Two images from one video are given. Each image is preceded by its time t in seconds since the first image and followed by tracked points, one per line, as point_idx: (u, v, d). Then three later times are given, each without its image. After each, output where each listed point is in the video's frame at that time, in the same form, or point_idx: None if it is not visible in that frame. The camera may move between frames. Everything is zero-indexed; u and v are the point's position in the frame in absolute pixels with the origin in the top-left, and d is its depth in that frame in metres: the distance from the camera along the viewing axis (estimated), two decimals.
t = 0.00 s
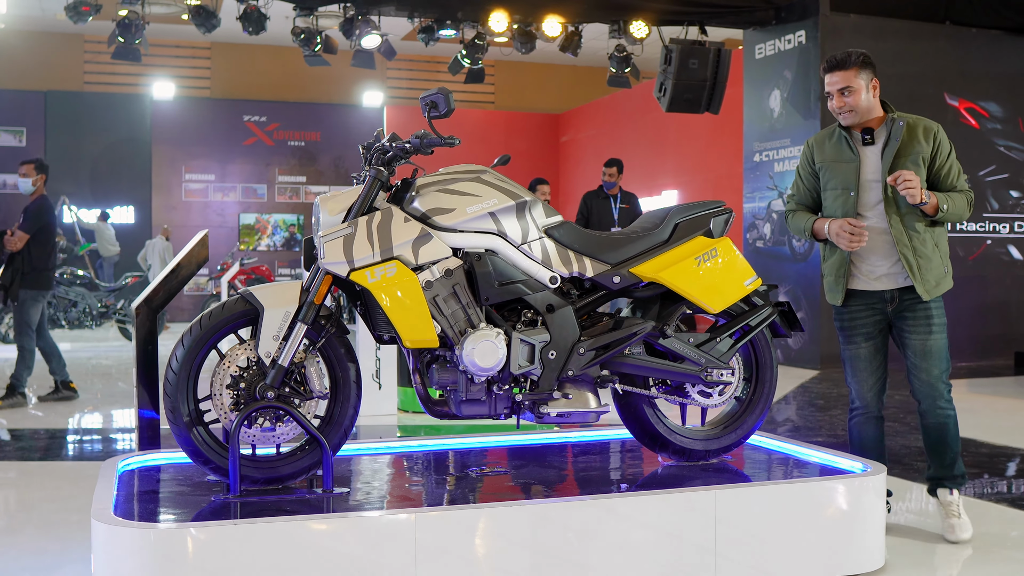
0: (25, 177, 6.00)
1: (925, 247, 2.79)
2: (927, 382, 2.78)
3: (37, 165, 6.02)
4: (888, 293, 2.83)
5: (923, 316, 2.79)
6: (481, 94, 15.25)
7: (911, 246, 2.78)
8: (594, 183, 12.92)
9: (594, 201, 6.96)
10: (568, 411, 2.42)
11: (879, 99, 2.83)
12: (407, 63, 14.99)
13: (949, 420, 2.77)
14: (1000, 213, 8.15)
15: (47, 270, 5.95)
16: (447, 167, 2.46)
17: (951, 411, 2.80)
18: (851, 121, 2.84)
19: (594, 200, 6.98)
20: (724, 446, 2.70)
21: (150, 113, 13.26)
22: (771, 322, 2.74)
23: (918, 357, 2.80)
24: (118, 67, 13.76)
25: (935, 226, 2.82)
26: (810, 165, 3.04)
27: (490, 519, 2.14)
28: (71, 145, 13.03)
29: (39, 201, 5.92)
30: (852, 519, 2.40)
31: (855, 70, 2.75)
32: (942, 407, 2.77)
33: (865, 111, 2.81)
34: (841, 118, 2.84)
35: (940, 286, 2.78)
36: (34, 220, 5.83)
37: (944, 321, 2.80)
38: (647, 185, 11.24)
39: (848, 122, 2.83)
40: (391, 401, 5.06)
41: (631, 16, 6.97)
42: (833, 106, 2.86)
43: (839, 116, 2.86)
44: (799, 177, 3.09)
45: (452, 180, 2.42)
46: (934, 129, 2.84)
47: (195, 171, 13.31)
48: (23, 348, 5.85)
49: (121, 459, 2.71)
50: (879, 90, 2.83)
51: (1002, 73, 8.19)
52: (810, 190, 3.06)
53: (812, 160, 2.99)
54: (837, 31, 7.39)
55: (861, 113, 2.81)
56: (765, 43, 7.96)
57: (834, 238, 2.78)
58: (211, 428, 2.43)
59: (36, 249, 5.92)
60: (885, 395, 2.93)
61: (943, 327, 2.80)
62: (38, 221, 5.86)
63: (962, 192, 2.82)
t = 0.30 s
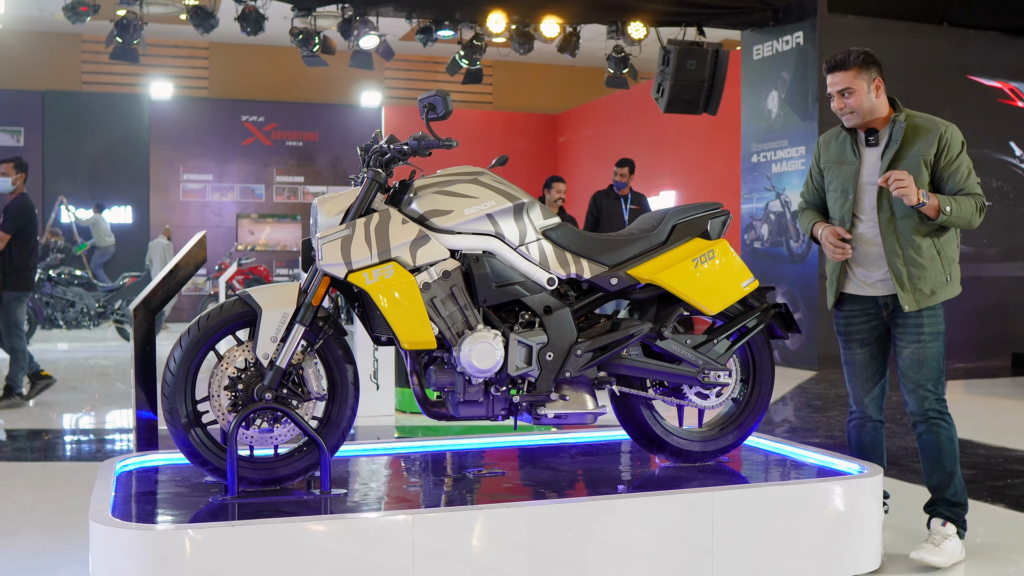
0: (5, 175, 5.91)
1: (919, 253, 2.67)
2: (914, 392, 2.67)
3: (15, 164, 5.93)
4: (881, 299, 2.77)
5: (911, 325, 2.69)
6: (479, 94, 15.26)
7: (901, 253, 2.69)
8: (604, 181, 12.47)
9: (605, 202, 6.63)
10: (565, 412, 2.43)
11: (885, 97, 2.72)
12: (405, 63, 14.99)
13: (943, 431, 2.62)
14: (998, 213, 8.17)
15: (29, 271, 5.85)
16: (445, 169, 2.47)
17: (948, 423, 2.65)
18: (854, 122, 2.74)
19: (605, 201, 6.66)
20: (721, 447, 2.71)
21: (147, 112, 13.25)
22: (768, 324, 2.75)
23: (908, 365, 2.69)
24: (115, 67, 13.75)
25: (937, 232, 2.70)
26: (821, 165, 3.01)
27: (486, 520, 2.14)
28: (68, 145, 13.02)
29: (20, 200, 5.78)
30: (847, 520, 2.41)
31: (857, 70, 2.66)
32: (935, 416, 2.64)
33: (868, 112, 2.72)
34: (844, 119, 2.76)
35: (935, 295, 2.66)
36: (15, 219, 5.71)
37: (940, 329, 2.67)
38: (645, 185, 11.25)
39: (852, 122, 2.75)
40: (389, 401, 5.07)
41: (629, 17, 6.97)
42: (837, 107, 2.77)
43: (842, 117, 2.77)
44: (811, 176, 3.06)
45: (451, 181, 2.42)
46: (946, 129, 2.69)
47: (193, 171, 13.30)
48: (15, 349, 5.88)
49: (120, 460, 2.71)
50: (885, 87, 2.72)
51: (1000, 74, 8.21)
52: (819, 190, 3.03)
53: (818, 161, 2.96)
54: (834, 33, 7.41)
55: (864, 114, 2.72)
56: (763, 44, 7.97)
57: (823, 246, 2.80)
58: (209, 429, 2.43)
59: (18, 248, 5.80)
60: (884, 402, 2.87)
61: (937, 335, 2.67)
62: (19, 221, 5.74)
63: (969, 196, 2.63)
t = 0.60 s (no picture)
0: None
1: (923, 257, 2.62)
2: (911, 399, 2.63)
3: None
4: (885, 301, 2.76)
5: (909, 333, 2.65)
6: (476, 94, 15.26)
7: (905, 257, 2.64)
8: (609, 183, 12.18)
9: (610, 203, 6.62)
10: (562, 413, 2.43)
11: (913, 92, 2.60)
12: (402, 63, 14.99)
13: (940, 441, 2.60)
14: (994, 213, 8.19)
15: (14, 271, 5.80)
16: (442, 170, 2.47)
17: (947, 432, 2.61)
18: (880, 116, 2.62)
19: (610, 202, 6.66)
20: (717, 448, 2.72)
21: (144, 112, 13.23)
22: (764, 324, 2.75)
23: (905, 372, 2.65)
24: (112, 67, 13.74)
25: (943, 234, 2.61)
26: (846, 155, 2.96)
27: (482, 522, 2.15)
28: (65, 146, 13.01)
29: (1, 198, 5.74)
30: (843, 521, 2.41)
31: (891, 63, 2.53)
32: (932, 425, 2.61)
33: (897, 107, 2.59)
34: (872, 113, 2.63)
35: (937, 303, 2.60)
36: None
37: (943, 335, 2.61)
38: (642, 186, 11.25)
39: (880, 117, 2.62)
40: (386, 402, 5.07)
41: (626, 18, 6.98)
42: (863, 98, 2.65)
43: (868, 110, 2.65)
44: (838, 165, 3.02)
45: (447, 183, 2.42)
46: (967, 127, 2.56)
47: (190, 171, 13.28)
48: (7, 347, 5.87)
49: (117, 462, 2.71)
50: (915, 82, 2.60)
51: (996, 75, 8.22)
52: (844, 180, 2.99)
53: (840, 152, 2.92)
54: (831, 34, 7.42)
55: (892, 109, 2.59)
56: (759, 44, 7.97)
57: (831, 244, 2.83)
58: (206, 430, 2.43)
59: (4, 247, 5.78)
60: (885, 405, 2.85)
61: (939, 342, 2.60)
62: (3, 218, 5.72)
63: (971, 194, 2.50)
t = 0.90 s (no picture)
0: None
1: (924, 258, 2.61)
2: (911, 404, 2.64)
3: None
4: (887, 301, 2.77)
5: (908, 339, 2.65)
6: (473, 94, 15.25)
7: (905, 257, 2.65)
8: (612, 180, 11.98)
9: (615, 202, 6.60)
10: (558, 414, 2.43)
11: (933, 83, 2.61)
12: (399, 63, 14.98)
13: (939, 446, 2.60)
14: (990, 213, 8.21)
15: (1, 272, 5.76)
16: (438, 171, 2.47)
17: (947, 437, 2.62)
18: (901, 104, 2.61)
19: (615, 201, 6.63)
20: (713, 449, 2.72)
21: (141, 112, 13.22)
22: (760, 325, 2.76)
23: (905, 376, 2.66)
24: (109, 67, 13.71)
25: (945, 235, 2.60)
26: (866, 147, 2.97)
27: (478, 524, 2.15)
28: (61, 147, 13.00)
29: None
30: (840, 522, 2.42)
31: (918, 49, 2.52)
32: (931, 430, 2.62)
33: (921, 97, 2.58)
34: (894, 100, 2.61)
35: (930, 305, 2.59)
36: None
37: (944, 340, 2.60)
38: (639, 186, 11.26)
39: (903, 104, 2.60)
40: (383, 403, 5.07)
41: (623, 18, 6.98)
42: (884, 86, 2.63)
43: (892, 99, 2.62)
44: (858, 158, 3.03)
45: (444, 184, 2.42)
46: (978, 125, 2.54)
47: (187, 172, 13.25)
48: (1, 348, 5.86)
49: (113, 463, 2.71)
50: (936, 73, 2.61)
51: (992, 76, 8.23)
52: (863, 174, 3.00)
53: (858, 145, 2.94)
54: (828, 34, 7.43)
55: (916, 98, 2.58)
56: (756, 44, 7.98)
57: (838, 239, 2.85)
58: (202, 431, 2.43)
59: None
60: (886, 404, 2.86)
61: (940, 348, 2.60)
62: None
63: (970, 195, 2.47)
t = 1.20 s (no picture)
0: None
1: (920, 253, 2.62)
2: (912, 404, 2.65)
3: None
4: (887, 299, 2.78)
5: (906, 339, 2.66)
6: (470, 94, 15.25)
7: (902, 252, 2.66)
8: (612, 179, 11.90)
9: (622, 199, 6.57)
10: (555, 413, 2.44)
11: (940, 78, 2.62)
12: (397, 63, 14.98)
13: (940, 445, 2.61)
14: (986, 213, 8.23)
15: None
16: (435, 170, 2.47)
17: (947, 437, 2.62)
18: (906, 96, 2.61)
19: (620, 197, 6.62)
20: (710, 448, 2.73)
21: (138, 112, 13.20)
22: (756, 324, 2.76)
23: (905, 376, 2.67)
24: (106, 66, 13.69)
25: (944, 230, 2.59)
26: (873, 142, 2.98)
27: (475, 522, 2.15)
28: (58, 146, 12.98)
29: None
30: (836, 521, 2.42)
31: (925, 42, 2.53)
32: (932, 429, 2.62)
33: (926, 90, 2.59)
34: (900, 92, 2.62)
35: (924, 300, 2.60)
36: None
37: (943, 341, 2.60)
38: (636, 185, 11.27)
39: (908, 95, 2.60)
40: (380, 402, 5.07)
41: (620, 18, 6.99)
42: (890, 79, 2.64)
43: (898, 91, 2.63)
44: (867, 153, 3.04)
45: (441, 183, 2.42)
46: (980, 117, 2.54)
47: (184, 171, 13.25)
48: None
49: (111, 463, 2.71)
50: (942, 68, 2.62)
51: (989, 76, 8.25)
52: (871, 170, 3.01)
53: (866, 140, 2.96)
54: (825, 34, 7.44)
55: (918, 90, 2.59)
56: (754, 45, 7.99)
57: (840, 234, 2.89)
58: (200, 430, 2.43)
59: None
60: (883, 402, 2.86)
61: (938, 348, 2.60)
62: None
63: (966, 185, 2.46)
